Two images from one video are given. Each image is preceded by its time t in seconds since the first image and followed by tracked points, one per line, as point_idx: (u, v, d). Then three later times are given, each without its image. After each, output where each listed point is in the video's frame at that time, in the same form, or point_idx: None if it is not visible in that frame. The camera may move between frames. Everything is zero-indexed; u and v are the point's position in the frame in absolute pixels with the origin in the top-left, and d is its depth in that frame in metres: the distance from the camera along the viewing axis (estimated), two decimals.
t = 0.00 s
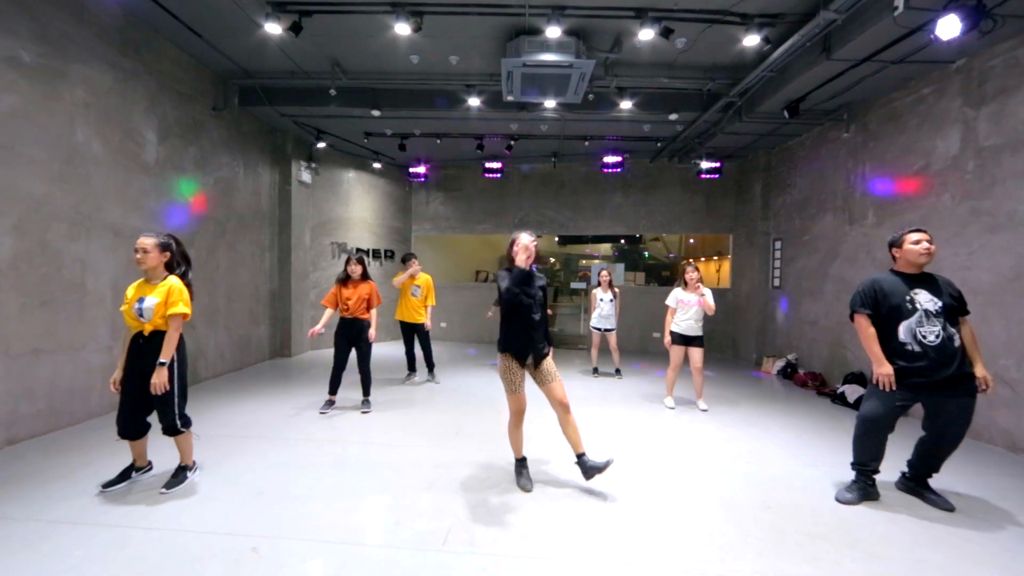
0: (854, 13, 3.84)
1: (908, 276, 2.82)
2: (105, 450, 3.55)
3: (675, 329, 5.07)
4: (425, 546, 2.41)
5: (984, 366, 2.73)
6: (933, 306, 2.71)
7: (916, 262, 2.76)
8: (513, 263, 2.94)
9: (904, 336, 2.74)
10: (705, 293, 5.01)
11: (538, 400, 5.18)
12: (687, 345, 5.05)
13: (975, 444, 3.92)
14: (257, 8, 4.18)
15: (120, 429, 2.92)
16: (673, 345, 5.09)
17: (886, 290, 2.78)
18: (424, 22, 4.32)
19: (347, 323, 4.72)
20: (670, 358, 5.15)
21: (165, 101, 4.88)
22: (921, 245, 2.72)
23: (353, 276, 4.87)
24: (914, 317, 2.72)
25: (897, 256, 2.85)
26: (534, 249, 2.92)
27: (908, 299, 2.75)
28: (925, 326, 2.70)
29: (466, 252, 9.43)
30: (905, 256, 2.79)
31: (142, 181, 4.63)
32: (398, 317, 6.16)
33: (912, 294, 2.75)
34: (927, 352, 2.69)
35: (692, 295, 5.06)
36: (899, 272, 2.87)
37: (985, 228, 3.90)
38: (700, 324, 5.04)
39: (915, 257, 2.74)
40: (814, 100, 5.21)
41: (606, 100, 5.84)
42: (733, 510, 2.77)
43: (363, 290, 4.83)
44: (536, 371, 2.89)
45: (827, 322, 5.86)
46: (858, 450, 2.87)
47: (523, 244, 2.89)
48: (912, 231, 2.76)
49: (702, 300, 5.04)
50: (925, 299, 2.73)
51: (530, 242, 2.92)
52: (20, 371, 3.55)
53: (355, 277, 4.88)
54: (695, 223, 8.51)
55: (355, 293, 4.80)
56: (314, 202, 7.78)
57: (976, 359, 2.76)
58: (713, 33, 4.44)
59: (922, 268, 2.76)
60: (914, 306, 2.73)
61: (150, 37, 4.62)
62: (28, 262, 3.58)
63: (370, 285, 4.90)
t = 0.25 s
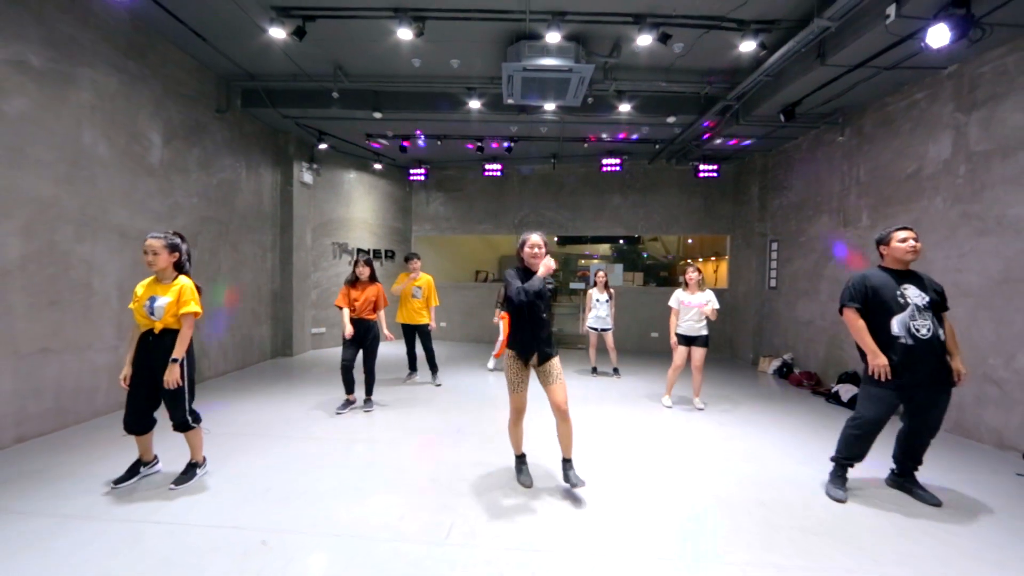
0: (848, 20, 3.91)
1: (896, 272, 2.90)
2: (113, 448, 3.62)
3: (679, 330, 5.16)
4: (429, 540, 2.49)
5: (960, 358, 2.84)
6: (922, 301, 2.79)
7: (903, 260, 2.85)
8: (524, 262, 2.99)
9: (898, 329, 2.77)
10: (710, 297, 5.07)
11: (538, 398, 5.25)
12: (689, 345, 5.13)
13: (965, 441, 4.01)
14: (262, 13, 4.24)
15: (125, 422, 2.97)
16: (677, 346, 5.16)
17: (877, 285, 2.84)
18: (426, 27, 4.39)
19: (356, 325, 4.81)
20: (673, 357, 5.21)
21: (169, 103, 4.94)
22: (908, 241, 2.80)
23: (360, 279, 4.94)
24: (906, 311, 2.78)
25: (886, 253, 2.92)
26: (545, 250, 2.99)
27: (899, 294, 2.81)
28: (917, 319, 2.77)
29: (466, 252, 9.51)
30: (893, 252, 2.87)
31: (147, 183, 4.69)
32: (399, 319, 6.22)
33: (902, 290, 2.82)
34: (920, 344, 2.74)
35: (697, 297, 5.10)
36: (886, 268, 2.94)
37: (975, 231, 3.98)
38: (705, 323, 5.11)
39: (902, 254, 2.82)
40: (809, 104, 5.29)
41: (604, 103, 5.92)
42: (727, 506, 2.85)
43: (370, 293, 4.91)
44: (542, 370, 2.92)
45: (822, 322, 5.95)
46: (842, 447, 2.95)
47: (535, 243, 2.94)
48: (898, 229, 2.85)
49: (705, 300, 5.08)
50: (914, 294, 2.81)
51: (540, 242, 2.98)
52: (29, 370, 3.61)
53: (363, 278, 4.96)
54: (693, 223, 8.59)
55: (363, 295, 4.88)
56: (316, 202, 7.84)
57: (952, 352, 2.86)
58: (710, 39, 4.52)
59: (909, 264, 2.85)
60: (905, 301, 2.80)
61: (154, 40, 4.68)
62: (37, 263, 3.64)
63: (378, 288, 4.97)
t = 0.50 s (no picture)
0: (844, 26, 4.00)
1: (879, 273, 2.99)
2: (124, 443, 3.69)
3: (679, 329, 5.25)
4: (438, 531, 2.57)
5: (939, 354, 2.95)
6: (906, 301, 2.89)
7: (886, 263, 2.94)
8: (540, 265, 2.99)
9: (886, 328, 2.85)
10: (709, 295, 5.17)
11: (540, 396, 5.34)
12: (688, 343, 5.22)
13: (957, 438, 4.10)
14: (269, 17, 4.31)
15: (137, 421, 3.04)
16: (676, 347, 5.20)
17: (864, 286, 2.93)
18: (430, 30, 4.47)
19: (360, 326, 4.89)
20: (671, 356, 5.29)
21: (177, 105, 5.01)
22: (893, 244, 2.88)
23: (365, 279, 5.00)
24: (893, 311, 2.86)
25: (873, 256, 2.99)
26: (559, 251, 2.92)
27: (885, 294, 2.90)
28: (903, 319, 2.86)
29: (467, 252, 9.58)
30: (878, 254, 2.95)
31: (155, 183, 4.76)
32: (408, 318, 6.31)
33: (888, 291, 2.91)
34: (906, 343, 2.82)
35: (695, 296, 5.21)
36: (870, 270, 3.03)
37: (968, 233, 4.07)
38: (705, 323, 5.18)
39: (887, 256, 2.90)
40: (806, 107, 5.38)
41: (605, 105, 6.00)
42: (726, 498, 2.94)
43: (373, 293, 4.98)
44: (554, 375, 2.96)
45: (819, 322, 6.04)
46: (828, 442, 3.06)
47: (550, 246, 2.90)
48: (884, 232, 2.92)
49: (703, 300, 5.18)
50: (898, 294, 2.90)
51: (555, 244, 2.91)
52: (42, 366, 3.68)
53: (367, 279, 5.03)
54: (692, 224, 8.68)
55: (365, 296, 4.94)
56: (319, 202, 7.91)
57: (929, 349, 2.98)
58: (709, 43, 4.60)
59: (893, 267, 2.94)
60: (891, 301, 2.88)
61: (163, 43, 4.75)
62: (49, 262, 3.71)
63: (380, 288, 5.04)
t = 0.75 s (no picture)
0: (841, 31, 4.11)
1: (870, 270, 3.08)
2: (139, 436, 3.78)
3: (676, 326, 5.35)
4: (450, 517, 2.67)
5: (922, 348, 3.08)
6: (895, 298, 2.99)
7: (876, 260, 3.02)
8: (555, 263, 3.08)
9: (873, 324, 2.97)
10: (704, 293, 5.28)
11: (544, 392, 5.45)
12: (686, 341, 5.30)
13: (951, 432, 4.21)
14: (280, 20, 4.40)
15: (158, 410, 3.12)
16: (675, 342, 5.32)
17: (855, 283, 3.02)
18: (438, 34, 4.57)
19: (365, 320, 4.99)
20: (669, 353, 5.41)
21: (188, 106, 5.10)
22: (884, 241, 2.95)
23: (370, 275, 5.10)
24: (881, 308, 2.97)
25: (864, 253, 3.08)
26: (574, 249, 3.02)
27: (875, 291, 3.00)
28: (890, 316, 2.96)
29: (469, 252, 9.68)
30: (868, 251, 3.03)
31: (167, 183, 4.85)
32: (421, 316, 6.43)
33: (878, 287, 3.01)
34: (892, 339, 2.94)
35: (691, 293, 5.32)
36: (861, 265, 3.12)
37: (962, 232, 4.18)
38: (700, 320, 5.26)
39: (877, 253, 2.98)
40: (805, 109, 5.49)
41: (607, 107, 6.10)
42: (726, 488, 3.04)
43: (379, 288, 5.07)
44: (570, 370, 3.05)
45: (817, 320, 6.15)
46: (820, 434, 3.18)
47: (566, 243, 2.99)
48: (876, 229, 2.98)
49: (699, 297, 5.28)
50: (888, 291, 3.00)
51: (569, 241, 3.02)
52: (60, 361, 3.78)
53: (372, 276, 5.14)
54: (693, 224, 8.79)
55: (371, 292, 5.04)
56: (323, 202, 8.01)
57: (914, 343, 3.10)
58: (710, 47, 4.71)
59: (882, 263, 3.02)
60: (880, 298, 2.99)
61: (175, 45, 4.84)
62: (66, 260, 3.80)
63: (385, 283, 5.13)
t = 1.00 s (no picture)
0: (836, 37, 4.22)
1: (870, 270, 3.20)
2: (152, 432, 3.87)
3: (672, 324, 5.45)
4: (458, 508, 2.77)
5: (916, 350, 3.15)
6: (890, 297, 3.08)
7: (882, 264, 3.15)
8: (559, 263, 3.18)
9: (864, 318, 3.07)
10: (700, 292, 5.40)
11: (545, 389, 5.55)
12: (682, 339, 5.41)
13: (943, 428, 4.32)
14: (287, 25, 4.48)
15: (170, 409, 3.20)
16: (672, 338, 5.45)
17: (856, 279, 3.12)
18: (442, 38, 4.66)
19: (367, 318, 5.07)
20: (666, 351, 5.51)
21: (195, 109, 5.18)
22: (894, 246, 3.07)
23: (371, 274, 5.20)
24: (874, 304, 3.07)
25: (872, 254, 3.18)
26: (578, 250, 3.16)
27: (871, 288, 3.10)
28: (882, 312, 3.06)
29: (470, 252, 9.77)
30: (875, 253, 3.15)
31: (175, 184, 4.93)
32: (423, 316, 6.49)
33: (875, 286, 3.11)
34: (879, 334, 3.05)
35: (688, 293, 5.40)
36: (864, 266, 3.22)
37: (954, 233, 4.29)
38: (696, 318, 5.39)
39: (885, 256, 3.10)
40: (801, 113, 5.60)
41: (608, 109, 6.20)
42: (725, 481, 3.14)
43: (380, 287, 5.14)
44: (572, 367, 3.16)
45: (814, 319, 6.26)
46: (819, 429, 3.28)
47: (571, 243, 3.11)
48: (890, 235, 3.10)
49: (696, 297, 5.39)
50: (883, 290, 3.10)
51: (575, 242, 3.14)
52: (74, 360, 3.86)
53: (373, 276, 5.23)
54: (691, 225, 8.90)
55: (372, 292, 5.10)
56: (326, 203, 8.09)
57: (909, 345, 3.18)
58: (708, 51, 4.81)
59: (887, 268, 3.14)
60: (875, 295, 3.08)
61: (183, 49, 4.92)
62: (80, 260, 3.88)
63: (386, 281, 5.21)
